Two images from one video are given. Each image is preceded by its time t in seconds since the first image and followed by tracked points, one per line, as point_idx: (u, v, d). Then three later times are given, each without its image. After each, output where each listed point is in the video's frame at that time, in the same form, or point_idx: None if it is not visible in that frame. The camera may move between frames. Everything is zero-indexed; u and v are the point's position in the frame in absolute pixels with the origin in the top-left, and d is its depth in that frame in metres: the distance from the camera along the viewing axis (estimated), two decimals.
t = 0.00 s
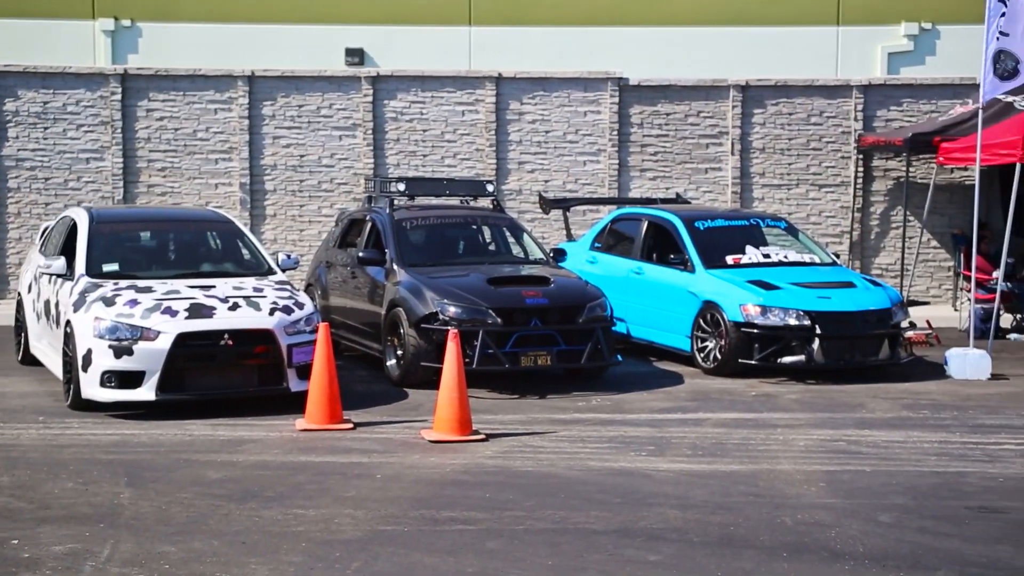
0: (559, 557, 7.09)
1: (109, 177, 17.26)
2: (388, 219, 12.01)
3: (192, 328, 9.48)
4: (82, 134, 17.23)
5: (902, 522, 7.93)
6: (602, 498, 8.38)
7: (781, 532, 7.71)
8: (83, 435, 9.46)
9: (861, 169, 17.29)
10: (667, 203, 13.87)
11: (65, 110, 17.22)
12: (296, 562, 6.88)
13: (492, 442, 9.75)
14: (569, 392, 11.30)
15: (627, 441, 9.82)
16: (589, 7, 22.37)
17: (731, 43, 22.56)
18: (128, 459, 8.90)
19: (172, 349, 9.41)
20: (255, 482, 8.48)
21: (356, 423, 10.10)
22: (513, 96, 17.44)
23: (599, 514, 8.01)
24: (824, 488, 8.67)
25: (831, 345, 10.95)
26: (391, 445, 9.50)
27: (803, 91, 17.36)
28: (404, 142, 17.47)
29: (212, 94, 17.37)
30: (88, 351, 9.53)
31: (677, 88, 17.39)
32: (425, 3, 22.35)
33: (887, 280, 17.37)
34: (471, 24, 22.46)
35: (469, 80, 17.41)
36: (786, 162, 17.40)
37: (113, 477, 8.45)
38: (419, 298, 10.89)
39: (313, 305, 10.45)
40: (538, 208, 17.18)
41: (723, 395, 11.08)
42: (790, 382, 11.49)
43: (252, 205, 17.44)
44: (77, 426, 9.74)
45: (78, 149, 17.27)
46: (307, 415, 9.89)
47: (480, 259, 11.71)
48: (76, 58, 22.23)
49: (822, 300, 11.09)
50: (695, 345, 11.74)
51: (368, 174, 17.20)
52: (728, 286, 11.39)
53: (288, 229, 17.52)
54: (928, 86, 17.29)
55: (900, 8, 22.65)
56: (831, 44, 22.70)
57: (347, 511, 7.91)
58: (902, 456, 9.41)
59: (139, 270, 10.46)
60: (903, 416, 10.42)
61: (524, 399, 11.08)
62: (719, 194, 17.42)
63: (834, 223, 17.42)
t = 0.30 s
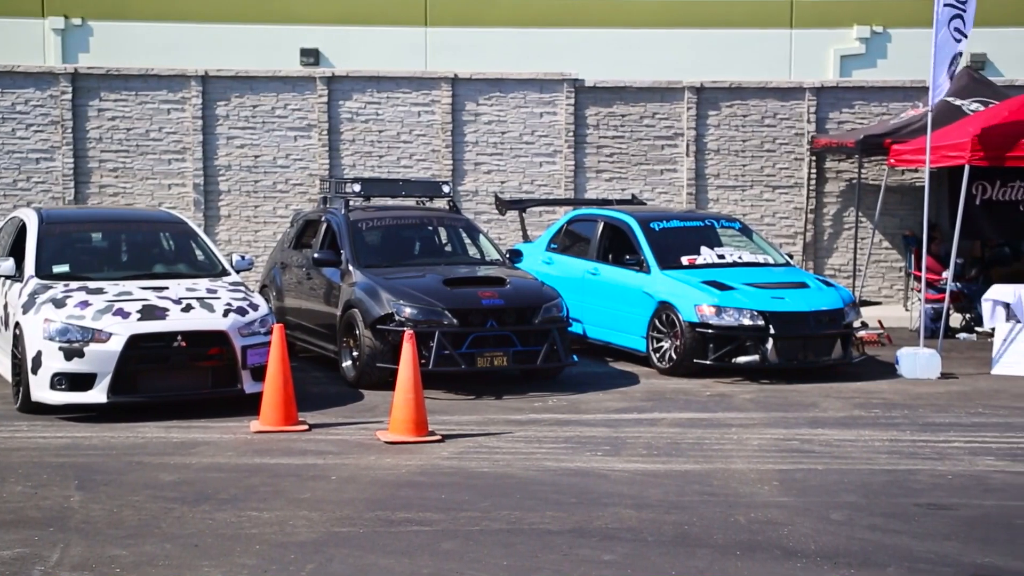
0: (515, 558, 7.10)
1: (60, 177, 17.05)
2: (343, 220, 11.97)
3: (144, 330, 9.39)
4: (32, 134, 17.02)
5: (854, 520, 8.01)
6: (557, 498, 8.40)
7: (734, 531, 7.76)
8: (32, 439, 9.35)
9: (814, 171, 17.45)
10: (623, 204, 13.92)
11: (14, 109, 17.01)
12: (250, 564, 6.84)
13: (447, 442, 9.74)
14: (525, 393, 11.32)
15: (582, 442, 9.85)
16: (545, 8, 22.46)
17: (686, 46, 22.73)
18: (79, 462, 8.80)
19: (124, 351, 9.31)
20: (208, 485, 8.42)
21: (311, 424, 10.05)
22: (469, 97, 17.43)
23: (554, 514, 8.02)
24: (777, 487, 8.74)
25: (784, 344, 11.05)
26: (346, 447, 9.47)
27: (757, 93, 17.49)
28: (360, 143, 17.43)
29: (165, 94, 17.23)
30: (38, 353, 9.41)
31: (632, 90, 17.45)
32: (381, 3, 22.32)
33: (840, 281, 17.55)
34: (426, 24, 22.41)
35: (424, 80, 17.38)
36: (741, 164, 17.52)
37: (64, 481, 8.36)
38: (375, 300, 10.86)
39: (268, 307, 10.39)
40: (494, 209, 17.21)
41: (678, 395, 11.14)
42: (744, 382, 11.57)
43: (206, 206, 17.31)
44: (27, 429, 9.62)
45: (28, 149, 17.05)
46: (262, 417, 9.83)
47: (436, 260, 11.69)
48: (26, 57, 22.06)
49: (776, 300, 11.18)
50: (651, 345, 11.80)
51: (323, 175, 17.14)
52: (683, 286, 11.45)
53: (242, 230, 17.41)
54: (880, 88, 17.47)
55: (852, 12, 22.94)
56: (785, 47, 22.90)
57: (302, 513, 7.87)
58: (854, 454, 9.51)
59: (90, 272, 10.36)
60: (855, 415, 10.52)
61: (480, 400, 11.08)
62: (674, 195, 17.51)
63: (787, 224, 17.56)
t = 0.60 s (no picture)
0: (471, 560, 7.10)
1: (11, 178, 16.83)
2: (299, 221, 11.91)
3: (97, 332, 9.29)
4: None
5: (808, 519, 8.08)
6: (514, 500, 8.40)
7: (690, 531, 7.80)
8: None
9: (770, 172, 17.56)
10: (580, 205, 13.96)
11: None
12: (204, 568, 6.79)
13: (404, 444, 9.72)
14: (482, 394, 11.32)
15: (539, 443, 9.86)
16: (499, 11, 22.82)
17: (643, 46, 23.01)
18: (30, 466, 8.70)
19: (76, 353, 9.20)
20: (162, 488, 8.35)
21: (266, 427, 9.99)
22: (425, 97, 17.40)
23: (511, 516, 8.03)
24: (732, 487, 8.79)
25: (740, 345, 11.12)
26: (302, 449, 9.42)
27: (712, 94, 17.59)
28: (316, 143, 17.35)
29: (118, 94, 17.07)
30: None
31: (589, 91, 17.50)
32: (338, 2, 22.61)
33: (795, 282, 17.69)
34: (384, 24, 22.63)
35: (381, 80, 17.33)
36: (697, 165, 17.61)
37: (14, 486, 8.25)
38: (331, 301, 10.81)
39: (223, 308, 10.32)
40: (451, 210, 17.20)
41: (634, 396, 11.19)
42: (700, 383, 11.63)
43: (160, 207, 17.17)
44: None
45: None
46: (217, 419, 9.75)
47: (393, 262, 11.67)
48: None
49: (732, 300, 11.24)
50: (608, 346, 11.83)
51: (279, 176, 17.04)
52: (640, 287, 11.49)
53: (197, 231, 17.30)
54: (834, 90, 17.61)
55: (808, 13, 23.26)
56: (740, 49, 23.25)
57: (257, 516, 7.82)
58: (808, 454, 9.59)
59: (42, 273, 10.24)
60: (810, 415, 10.61)
61: (437, 401, 11.06)
62: (631, 196, 17.57)
63: (743, 225, 17.67)
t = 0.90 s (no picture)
0: (427, 561, 7.09)
1: None
2: (256, 222, 11.85)
3: (49, 334, 9.19)
4: None
5: (762, 518, 8.14)
6: (471, 501, 8.40)
7: (646, 531, 7.83)
8: None
9: (726, 174, 17.67)
10: (538, 207, 13.99)
11: None
12: (156, 572, 6.73)
13: (361, 446, 9.69)
14: (440, 395, 11.32)
15: (496, 444, 9.87)
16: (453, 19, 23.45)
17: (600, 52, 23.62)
18: None
19: (28, 356, 9.10)
20: (115, 492, 8.27)
21: (222, 430, 9.93)
22: (384, 99, 17.38)
23: (467, 517, 8.03)
24: (688, 487, 8.84)
25: (697, 346, 11.18)
26: (258, 452, 9.37)
27: (670, 96, 17.68)
28: (273, 144, 17.27)
29: (72, 94, 16.91)
30: None
31: (547, 93, 17.54)
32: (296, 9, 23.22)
33: (751, 283, 17.81)
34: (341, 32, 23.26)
35: (339, 82, 17.30)
36: (654, 167, 17.69)
37: None
38: (288, 303, 10.76)
39: (178, 310, 10.25)
40: (409, 212, 17.19)
41: (592, 397, 11.22)
42: (657, 384, 11.69)
43: (115, 208, 17.03)
44: None
45: None
46: (171, 422, 9.68)
47: (350, 263, 11.63)
48: None
49: (689, 302, 11.30)
50: (566, 347, 11.86)
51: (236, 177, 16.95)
52: (597, 288, 11.53)
53: (152, 232, 17.18)
54: (789, 93, 17.76)
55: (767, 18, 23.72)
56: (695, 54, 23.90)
57: (211, 519, 7.77)
58: (763, 454, 9.66)
59: None
60: (765, 416, 10.69)
61: (395, 403, 11.04)
62: (589, 198, 17.61)
63: (700, 226, 17.77)
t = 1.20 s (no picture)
0: (385, 564, 7.07)
1: None
2: (212, 224, 11.77)
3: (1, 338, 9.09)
4: None
5: (719, 519, 8.19)
6: (429, 504, 8.39)
7: (604, 533, 7.86)
8: None
9: (684, 177, 17.76)
10: (497, 208, 14.00)
11: None
12: None
13: (319, 449, 9.65)
14: (398, 398, 11.29)
15: (455, 446, 9.86)
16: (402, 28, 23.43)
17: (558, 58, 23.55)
18: None
19: None
20: (68, 497, 8.19)
21: (177, 433, 9.85)
22: (342, 100, 17.33)
23: (426, 519, 8.02)
24: (646, 488, 8.87)
25: (654, 347, 11.24)
26: (214, 455, 9.31)
27: (628, 99, 17.75)
28: (230, 146, 17.16)
29: (25, 94, 16.71)
30: None
31: (506, 95, 17.55)
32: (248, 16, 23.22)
33: (709, 285, 17.91)
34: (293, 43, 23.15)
35: (297, 83, 17.22)
36: (613, 169, 17.75)
37: None
38: (245, 305, 10.69)
39: (133, 313, 10.16)
40: (368, 214, 17.14)
41: (550, 399, 11.24)
42: (615, 386, 11.73)
43: (69, 209, 16.85)
44: None
45: None
46: (126, 426, 9.59)
47: (308, 265, 11.58)
48: None
49: (647, 303, 11.35)
50: (524, 349, 11.88)
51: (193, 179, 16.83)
52: (556, 290, 11.55)
53: (108, 234, 17.03)
54: (746, 96, 17.88)
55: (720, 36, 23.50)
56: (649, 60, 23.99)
57: (166, 524, 7.71)
58: (720, 455, 9.72)
59: None
60: (722, 416, 10.76)
61: (353, 406, 11.00)
62: (548, 200, 17.65)
63: (658, 228, 17.85)
